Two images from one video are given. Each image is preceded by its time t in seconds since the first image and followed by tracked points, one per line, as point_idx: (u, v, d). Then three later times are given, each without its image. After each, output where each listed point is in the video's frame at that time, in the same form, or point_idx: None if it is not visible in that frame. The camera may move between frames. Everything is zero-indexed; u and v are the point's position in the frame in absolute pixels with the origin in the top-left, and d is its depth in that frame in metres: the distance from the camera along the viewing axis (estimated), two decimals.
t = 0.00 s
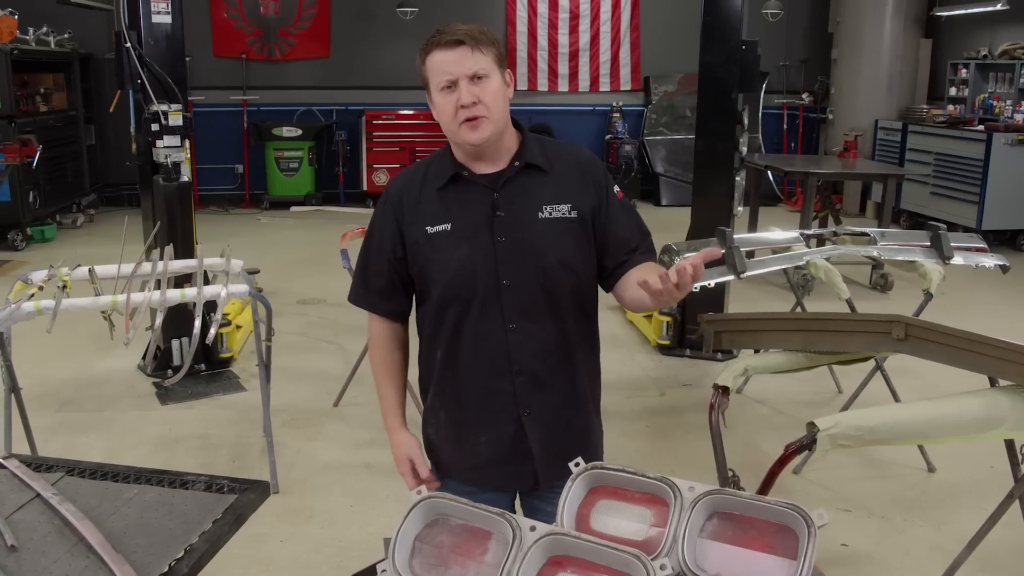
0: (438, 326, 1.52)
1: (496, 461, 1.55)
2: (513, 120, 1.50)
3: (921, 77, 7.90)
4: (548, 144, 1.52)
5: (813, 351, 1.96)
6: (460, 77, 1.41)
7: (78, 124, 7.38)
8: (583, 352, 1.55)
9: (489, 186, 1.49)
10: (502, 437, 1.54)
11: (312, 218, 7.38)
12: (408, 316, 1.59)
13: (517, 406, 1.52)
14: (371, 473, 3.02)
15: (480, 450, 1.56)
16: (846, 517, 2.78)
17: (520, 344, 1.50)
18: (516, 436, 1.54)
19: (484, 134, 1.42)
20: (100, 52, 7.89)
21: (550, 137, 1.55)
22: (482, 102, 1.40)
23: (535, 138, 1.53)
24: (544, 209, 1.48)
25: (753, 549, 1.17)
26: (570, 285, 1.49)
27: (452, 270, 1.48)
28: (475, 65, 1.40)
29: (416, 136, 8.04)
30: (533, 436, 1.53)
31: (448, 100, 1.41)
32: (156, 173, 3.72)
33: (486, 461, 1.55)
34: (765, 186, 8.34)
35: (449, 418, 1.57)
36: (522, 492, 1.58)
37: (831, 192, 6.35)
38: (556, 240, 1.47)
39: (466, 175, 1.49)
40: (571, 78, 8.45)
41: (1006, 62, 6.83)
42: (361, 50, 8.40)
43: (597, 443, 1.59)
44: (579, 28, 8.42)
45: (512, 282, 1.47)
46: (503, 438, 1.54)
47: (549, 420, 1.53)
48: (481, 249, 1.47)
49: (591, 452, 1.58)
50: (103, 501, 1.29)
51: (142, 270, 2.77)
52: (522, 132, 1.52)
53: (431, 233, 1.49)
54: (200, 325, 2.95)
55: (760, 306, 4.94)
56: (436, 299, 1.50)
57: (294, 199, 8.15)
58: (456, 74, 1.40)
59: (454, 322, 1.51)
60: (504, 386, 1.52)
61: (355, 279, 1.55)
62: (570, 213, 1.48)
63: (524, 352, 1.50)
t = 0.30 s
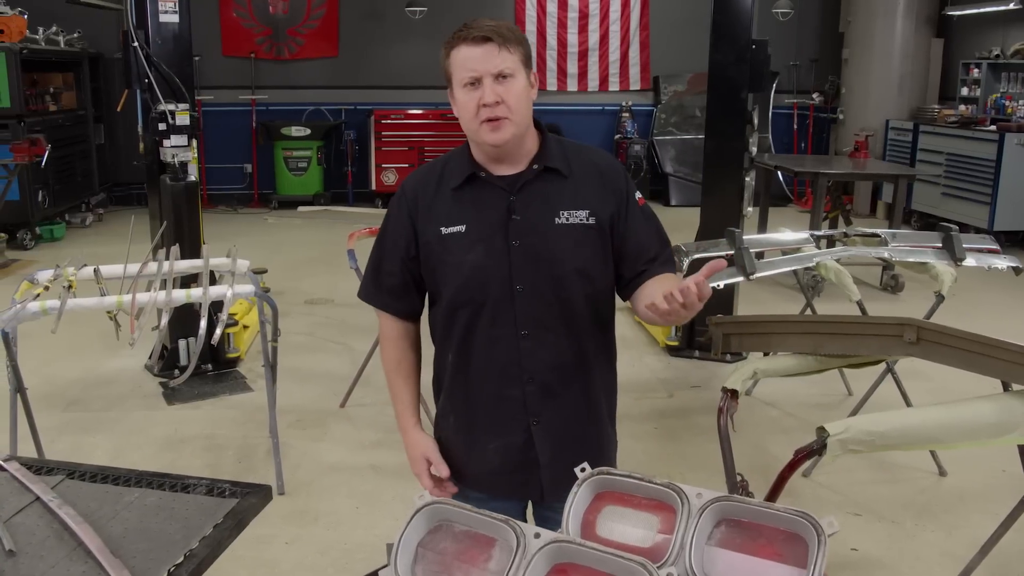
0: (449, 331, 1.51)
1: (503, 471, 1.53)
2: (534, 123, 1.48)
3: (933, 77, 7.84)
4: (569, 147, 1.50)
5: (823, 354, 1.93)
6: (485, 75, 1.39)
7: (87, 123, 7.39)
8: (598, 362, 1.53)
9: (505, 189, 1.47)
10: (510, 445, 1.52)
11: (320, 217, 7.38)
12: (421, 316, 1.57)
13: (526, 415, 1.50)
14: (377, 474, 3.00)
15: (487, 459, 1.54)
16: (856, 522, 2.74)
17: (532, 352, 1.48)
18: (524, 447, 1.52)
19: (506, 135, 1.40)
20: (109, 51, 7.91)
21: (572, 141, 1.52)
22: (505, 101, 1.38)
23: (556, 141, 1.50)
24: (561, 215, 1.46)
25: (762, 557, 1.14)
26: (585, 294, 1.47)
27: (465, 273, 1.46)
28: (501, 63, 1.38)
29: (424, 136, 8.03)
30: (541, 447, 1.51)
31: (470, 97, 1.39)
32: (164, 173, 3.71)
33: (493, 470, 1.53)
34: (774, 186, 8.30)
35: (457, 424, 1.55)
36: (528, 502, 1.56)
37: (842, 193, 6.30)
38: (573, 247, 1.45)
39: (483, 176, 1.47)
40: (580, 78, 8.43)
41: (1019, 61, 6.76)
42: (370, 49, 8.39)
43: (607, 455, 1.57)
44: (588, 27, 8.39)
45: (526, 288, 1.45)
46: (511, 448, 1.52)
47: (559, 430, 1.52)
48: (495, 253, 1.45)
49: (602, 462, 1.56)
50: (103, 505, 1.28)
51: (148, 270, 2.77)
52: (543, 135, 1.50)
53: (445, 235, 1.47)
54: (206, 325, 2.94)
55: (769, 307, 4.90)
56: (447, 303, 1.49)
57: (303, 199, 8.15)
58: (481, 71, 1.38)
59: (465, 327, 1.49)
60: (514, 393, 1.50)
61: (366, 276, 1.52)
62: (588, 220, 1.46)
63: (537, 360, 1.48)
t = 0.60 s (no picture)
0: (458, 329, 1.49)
1: (504, 475, 1.51)
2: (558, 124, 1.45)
3: (941, 77, 7.79)
4: (590, 151, 1.48)
5: (830, 357, 1.91)
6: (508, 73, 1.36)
7: (93, 124, 7.40)
8: (608, 369, 1.51)
9: (522, 188, 1.45)
10: (513, 449, 1.50)
11: (325, 218, 7.38)
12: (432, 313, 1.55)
13: (530, 419, 1.48)
14: (380, 477, 2.98)
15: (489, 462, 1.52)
16: (863, 526, 2.72)
17: (539, 355, 1.46)
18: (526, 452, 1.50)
19: (520, 137, 1.38)
20: (115, 52, 7.92)
21: (594, 145, 1.51)
22: (523, 103, 1.35)
23: (578, 143, 1.48)
24: (577, 217, 1.44)
25: (768, 565, 1.11)
26: (597, 298, 1.45)
27: (475, 272, 1.44)
28: (526, 64, 1.34)
29: (430, 136, 8.02)
30: (544, 452, 1.49)
31: (491, 94, 1.36)
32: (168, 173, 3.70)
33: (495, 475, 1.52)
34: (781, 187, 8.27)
35: (463, 425, 1.54)
36: (527, 509, 1.54)
37: (849, 193, 6.25)
38: (586, 251, 1.43)
39: (500, 174, 1.45)
40: (587, 77, 8.40)
41: None
42: (376, 49, 8.38)
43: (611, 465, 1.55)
44: (594, 27, 8.38)
45: (536, 290, 1.44)
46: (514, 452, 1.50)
47: (562, 437, 1.50)
48: (507, 252, 1.43)
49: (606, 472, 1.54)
50: (100, 510, 1.26)
51: (150, 271, 2.76)
52: (566, 136, 1.48)
53: (458, 232, 1.45)
54: (209, 326, 2.93)
55: (775, 308, 4.88)
56: (456, 301, 1.47)
57: (309, 199, 8.14)
58: (505, 69, 1.35)
59: (473, 326, 1.47)
60: (520, 396, 1.48)
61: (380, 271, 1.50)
62: (604, 223, 1.44)
63: (545, 363, 1.46)
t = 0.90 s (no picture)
0: (461, 324, 1.46)
1: (502, 476, 1.48)
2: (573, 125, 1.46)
3: (945, 77, 7.75)
4: (602, 154, 1.48)
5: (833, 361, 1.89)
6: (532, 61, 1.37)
7: (96, 124, 7.40)
8: (612, 370, 1.49)
9: (531, 182, 1.44)
10: (512, 449, 1.47)
11: (327, 218, 7.38)
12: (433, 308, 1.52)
13: (532, 417, 1.46)
14: (381, 480, 2.97)
15: (486, 463, 1.49)
16: (867, 530, 2.69)
17: (543, 350, 1.43)
18: (525, 452, 1.47)
19: (535, 125, 1.38)
20: (117, 52, 7.91)
21: (606, 150, 1.50)
22: (542, 90, 1.35)
23: (590, 146, 1.48)
24: (586, 214, 1.43)
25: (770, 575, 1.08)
26: (604, 296, 1.44)
27: (481, 264, 1.42)
28: (550, 55, 1.36)
29: (433, 136, 8.00)
30: (544, 452, 1.46)
31: (512, 79, 1.37)
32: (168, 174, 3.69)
33: (494, 475, 1.48)
34: (785, 187, 8.25)
35: (464, 423, 1.51)
36: (523, 515, 1.50)
37: (853, 194, 6.22)
38: (595, 247, 1.42)
39: (512, 168, 1.44)
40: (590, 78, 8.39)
41: None
42: (378, 49, 8.37)
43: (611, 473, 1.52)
44: (597, 28, 8.37)
45: (542, 284, 1.42)
46: (513, 452, 1.47)
47: (564, 438, 1.47)
48: (515, 246, 1.42)
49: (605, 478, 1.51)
50: (93, 517, 1.25)
51: (149, 273, 2.74)
52: (578, 139, 1.48)
53: (466, 224, 1.44)
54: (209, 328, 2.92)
55: (779, 309, 4.85)
56: (460, 294, 1.45)
57: (311, 200, 8.12)
58: (529, 56, 1.36)
59: (477, 321, 1.45)
60: (521, 393, 1.45)
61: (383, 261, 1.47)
62: (614, 222, 1.43)
63: (550, 359, 1.44)
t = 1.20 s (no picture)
0: (462, 328, 1.43)
1: (505, 484, 1.45)
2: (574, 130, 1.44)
3: (945, 78, 7.73)
4: (601, 159, 1.46)
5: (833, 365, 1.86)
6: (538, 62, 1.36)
7: (95, 124, 7.39)
8: (614, 376, 1.47)
9: (532, 187, 1.42)
10: (514, 456, 1.45)
11: (326, 219, 7.36)
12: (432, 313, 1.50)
13: (535, 422, 1.43)
14: (378, 483, 2.95)
15: (488, 470, 1.47)
16: (867, 533, 2.67)
17: (547, 354, 1.41)
18: (528, 459, 1.45)
19: (543, 125, 1.36)
20: (116, 52, 7.90)
21: (605, 155, 1.49)
22: (551, 89, 1.34)
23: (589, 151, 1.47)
24: (588, 218, 1.41)
25: None
26: (606, 299, 1.42)
27: (483, 268, 1.40)
28: (557, 55, 1.35)
29: (432, 137, 7.98)
30: (548, 458, 1.44)
31: (518, 79, 1.35)
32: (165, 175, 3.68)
33: (496, 482, 1.46)
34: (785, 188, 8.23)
35: (464, 431, 1.49)
36: (524, 521, 1.48)
37: (854, 195, 6.20)
38: (597, 251, 1.40)
39: (513, 172, 1.42)
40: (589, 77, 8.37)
41: None
42: (377, 50, 8.35)
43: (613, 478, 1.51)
44: (597, 28, 8.35)
45: (545, 288, 1.40)
46: (516, 459, 1.45)
47: (567, 443, 1.45)
48: (516, 249, 1.40)
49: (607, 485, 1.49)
50: (82, 525, 1.24)
51: (144, 275, 2.73)
52: (578, 144, 1.46)
53: (466, 227, 1.41)
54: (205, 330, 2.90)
55: (778, 310, 4.83)
56: (461, 298, 1.42)
57: (310, 200, 8.10)
58: (536, 56, 1.35)
59: (478, 325, 1.42)
60: (525, 398, 1.43)
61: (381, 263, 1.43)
62: (615, 226, 1.41)
63: (553, 363, 1.42)
